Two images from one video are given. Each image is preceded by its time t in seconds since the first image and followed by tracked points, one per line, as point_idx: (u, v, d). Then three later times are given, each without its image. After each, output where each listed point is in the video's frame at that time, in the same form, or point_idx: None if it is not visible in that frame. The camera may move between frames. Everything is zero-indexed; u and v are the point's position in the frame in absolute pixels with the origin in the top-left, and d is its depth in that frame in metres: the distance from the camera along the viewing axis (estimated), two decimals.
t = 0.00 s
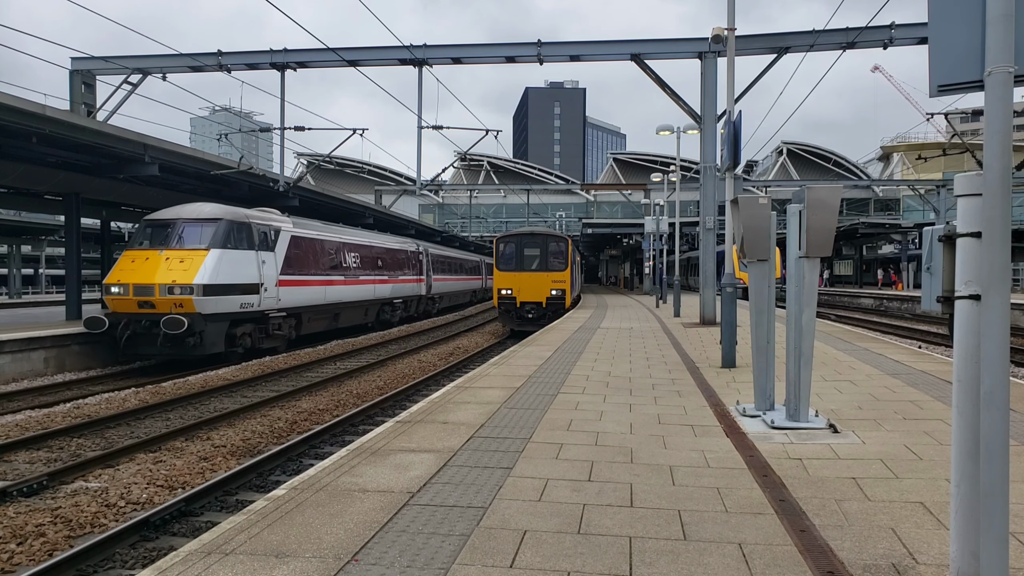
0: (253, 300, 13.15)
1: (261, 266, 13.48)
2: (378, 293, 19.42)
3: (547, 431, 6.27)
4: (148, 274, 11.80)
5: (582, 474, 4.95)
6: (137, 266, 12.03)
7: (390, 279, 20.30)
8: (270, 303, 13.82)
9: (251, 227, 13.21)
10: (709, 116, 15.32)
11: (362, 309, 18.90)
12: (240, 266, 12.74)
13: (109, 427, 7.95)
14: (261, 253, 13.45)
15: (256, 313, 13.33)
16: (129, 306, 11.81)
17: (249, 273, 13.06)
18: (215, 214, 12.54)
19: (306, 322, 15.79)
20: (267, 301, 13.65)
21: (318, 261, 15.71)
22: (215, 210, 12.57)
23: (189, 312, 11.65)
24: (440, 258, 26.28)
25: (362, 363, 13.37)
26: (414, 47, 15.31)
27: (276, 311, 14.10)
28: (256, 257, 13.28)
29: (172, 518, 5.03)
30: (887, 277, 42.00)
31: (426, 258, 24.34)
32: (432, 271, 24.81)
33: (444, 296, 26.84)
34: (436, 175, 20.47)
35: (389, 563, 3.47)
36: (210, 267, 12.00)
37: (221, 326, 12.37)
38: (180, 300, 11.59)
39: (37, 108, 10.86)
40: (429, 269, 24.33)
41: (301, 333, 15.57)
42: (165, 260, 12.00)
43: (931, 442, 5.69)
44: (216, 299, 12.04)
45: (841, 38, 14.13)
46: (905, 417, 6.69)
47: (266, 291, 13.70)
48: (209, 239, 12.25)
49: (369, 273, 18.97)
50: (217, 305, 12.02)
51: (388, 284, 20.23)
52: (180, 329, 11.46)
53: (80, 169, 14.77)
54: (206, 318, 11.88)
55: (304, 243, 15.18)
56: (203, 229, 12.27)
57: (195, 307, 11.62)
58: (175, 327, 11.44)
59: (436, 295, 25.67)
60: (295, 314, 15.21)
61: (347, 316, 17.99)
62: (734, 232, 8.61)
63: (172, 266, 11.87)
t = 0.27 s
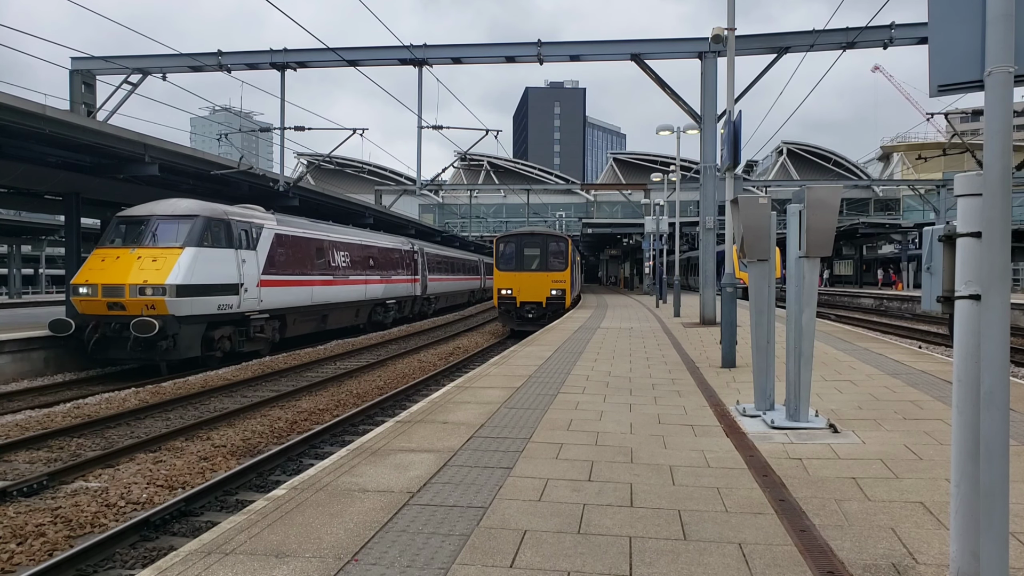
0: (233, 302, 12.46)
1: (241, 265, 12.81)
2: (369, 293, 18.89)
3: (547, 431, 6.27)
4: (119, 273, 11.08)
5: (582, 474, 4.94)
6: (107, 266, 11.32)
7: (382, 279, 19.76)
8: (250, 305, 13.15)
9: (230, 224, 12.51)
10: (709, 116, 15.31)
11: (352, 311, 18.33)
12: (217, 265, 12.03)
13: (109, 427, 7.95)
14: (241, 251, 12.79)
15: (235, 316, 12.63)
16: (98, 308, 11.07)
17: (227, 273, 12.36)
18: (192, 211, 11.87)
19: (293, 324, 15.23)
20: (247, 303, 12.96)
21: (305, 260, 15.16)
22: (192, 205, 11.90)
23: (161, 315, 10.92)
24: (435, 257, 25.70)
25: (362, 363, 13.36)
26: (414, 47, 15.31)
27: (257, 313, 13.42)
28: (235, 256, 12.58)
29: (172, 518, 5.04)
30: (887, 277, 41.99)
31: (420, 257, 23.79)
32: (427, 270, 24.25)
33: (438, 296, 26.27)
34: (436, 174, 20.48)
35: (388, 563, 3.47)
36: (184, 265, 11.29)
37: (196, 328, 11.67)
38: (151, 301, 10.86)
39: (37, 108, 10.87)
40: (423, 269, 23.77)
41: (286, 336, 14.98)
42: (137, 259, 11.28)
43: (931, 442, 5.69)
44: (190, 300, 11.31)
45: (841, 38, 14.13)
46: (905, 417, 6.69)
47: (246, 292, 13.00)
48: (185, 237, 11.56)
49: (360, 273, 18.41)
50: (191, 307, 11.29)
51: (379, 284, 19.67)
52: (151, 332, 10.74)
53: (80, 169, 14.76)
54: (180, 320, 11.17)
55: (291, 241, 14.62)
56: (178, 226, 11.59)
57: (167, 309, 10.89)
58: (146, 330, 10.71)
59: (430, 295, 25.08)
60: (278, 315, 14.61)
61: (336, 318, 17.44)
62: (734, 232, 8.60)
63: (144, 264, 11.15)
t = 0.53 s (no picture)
0: (209, 303, 11.80)
1: (218, 265, 12.15)
2: (359, 294, 18.31)
3: (547, 431, 6.27)
4: (85, 273, 10.40)
5: (582, 474, 4.95)
6: (72, 265, 10.64)
7: (374, 279, 19.21)
8: (229, 306, 12.49)
9: (206, 221, 11.84)
10: (709, 116, 15.31)
11: (342, 313, 17.75)
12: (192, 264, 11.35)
13: (109, 427, 7.95)
14: (219, 251, 12.11)
15: (211, 318, 11.97)
16: (62, 310, 10.40)
17: (204, 273, 11.70)
18: (165, 207, 11.19)
19: (278, 326, 14.66)
20: (225, 304, 12.30)
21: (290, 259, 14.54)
22: (165, 201, 11.23)
23: (129, 317, 10.25)
24: (430, 256, 25.16)
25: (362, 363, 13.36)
26: (414, 47, 15.31)
27: (236, 315, 12.75)
28: (212, 255, 11.91)
29: (173, 518, 5.04)
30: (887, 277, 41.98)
31: (414, 257, 23.21)
32: (421, 270, 23.69)
33: (433, 296, 25.72)
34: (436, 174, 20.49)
35: (388, 563, 3.47)
36: (155, 265, 10.61)
37: (168, 332, 11.00)
38: (118, 303, 10.18)
39: (37, 108, 10.87)
40: (417, 269, 23.23)
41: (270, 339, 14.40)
42: (104, 257, 10.60)
43: (931, 442, 5.69)
44: (161, 302, 10.63)
45: (841, 38, 14.13)
46: (905, 417, 6.69)
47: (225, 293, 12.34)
48: (157, 234, 10.88)
49: (350, 272, 17.83)
50: (163, 309, 10.62)
51: (370, 284, 19.11)
52: (118, 335, 10.08)
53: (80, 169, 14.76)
54: (150, 323, 10.51)
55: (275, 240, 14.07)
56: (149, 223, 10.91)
57: (137, 311, 10.21)
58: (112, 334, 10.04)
59: (424, 295, 24.51)
60: (262, 317, 13.98)
61: (325, 319, 16.87)
62: (734, 232, 8.59)
63: (113, 263, 10.47)
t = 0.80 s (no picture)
0: (182, 305, 11.26)
1: (193, 264, 11.62)
2: (348, 295, 17.73)
3: (547, 431, 6.27)
4: (45, 273, 9.80)
5: (582, 474, 4.95)
6: (31, 265, 10.01)
7: (363, 279, 18.65)
8: (205, 307, 11.92)
9: (178, 218, 11.30)
10: (709, 116, 15.31)
11: (329, 315, 17.16)
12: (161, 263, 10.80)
13: (109, 427, 7.95)
14: (193, 249, 11.57)
15: (185, 321, 11.41)
16: (21, 313, 9.78)
17: (176, 273, 11.16)
18: (134, 202, 10.62)
19: (261, 329, 14.10)
20: (199, 306, 11.74)
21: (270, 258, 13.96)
22: (135, 197, 10.68)
23: (92, 320, 9.68)
24: (424, 255, 24.60)
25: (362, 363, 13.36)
26: (414, 47, 15.31)
27: (212, 318, 12.16)
28: (184, 253, 11.37)
29: (172, 518, 5.03)
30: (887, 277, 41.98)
31: (406, 257, 22.65)
32: (414, 270, 23.11)
33: (428, 297, 25.16)
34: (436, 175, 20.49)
35: (388, 563, 3.47)
36: (122, 264, 10.05)
37: (136, 335, 10.38)
38: (81, 304, 9.60)
39: (37, 108, 10.88)
40: (410, 268, 22.67)
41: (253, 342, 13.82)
42: (65, 256, 9.99)
43: (930, 442, 5.69)
44: (129, 303, 10.06)
45: (841, 38, 14.13)
46: (905, 417, 6.70)
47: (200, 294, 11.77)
48: (124, 232, 10.31)
49: (338, 272, 17.25)
50: (130, 310, 10.06)
51: (359, 284, 18.53)
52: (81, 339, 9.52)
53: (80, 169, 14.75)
54: (116, 326, 9.94)
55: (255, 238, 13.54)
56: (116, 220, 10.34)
57: (101, 313, 9.66)
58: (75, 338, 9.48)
59: (418, 296, 23.90)
60: (242, 320, 13.40)
61: (312, 321, 16.30)
62: (734, 232, 8.59)
63: (76, 263, 9.88)
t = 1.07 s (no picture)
0: (151, 307, 10.47)
1: (163, 263, 10.83)
2: (337, 296, 16.98)
3: (547, 431, 6.26)
4: None
5: (582, 474, 4.95)
6: None
7: (354, 279, 17.91)
8: (179, 309, 11.15)
9: (148, 214, 10.49)
10: (709, 116, 15.31)
11: (317, 316, 16.40)
12: (126, 262, 9.98)
13: (109, 427, 7.94)
14: (163, 247, 10.78)
15: (155, 324, 10.63)
16: None
17: (144, 272, 10.36)
18: (98, 197, 9.83)
19: (243, 332, 13.33)
20: (171, 308, 10.96)
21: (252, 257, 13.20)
22: (99, 191, 9.88)
23: (48, 324, 8.89)
24: (418, 255, 23.86)
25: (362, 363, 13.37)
26: (414, 47, 15.30)
27: (187, 320, 11.40)
28: (154, 251, 10.58)
29: (172, 518, 5.03)
30: (887, 277, 41.96)
31: (398, 256, 21.88)
32: (407, 270, 22.37)
33: (423, 298, 24.46)
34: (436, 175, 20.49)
35: (389, 563, 3.47)
36: (82, 263, 9.23)
37: (97, 340, 9.63)
38: (35, 307, 8.80)
39: (37, 108, 10.88)
40: (403, 268, 21.94)
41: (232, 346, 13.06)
42: (20, 254, 9.16)
43: (931, 442, 5.69)
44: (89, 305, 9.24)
45: (841, 38, 14.13)
46: (904, 417, 6.69)
47: (171, 295, 10.99)
48: (86, 228, 9.49)
49: (325, 272, 16.49)
50: (90, 313, 9.25)
51: (349, 284, 17.79)
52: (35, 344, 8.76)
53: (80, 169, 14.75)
54: (75, 331, 9.17)
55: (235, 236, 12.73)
56: (78, 216, 9.53)
57: (57, 316, 8.87)
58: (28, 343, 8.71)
59: (412, 297, 23.19)
60: (220, 323, 12.63)
61: (298, 324, 15.54)
62: (733, 232, 8.59)
63: (32, 262, 9.05)
